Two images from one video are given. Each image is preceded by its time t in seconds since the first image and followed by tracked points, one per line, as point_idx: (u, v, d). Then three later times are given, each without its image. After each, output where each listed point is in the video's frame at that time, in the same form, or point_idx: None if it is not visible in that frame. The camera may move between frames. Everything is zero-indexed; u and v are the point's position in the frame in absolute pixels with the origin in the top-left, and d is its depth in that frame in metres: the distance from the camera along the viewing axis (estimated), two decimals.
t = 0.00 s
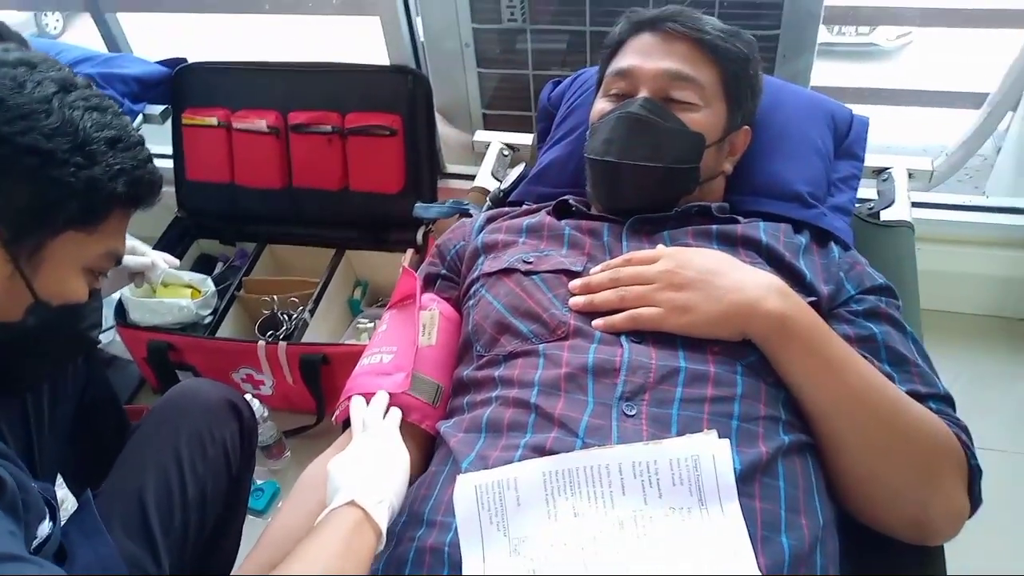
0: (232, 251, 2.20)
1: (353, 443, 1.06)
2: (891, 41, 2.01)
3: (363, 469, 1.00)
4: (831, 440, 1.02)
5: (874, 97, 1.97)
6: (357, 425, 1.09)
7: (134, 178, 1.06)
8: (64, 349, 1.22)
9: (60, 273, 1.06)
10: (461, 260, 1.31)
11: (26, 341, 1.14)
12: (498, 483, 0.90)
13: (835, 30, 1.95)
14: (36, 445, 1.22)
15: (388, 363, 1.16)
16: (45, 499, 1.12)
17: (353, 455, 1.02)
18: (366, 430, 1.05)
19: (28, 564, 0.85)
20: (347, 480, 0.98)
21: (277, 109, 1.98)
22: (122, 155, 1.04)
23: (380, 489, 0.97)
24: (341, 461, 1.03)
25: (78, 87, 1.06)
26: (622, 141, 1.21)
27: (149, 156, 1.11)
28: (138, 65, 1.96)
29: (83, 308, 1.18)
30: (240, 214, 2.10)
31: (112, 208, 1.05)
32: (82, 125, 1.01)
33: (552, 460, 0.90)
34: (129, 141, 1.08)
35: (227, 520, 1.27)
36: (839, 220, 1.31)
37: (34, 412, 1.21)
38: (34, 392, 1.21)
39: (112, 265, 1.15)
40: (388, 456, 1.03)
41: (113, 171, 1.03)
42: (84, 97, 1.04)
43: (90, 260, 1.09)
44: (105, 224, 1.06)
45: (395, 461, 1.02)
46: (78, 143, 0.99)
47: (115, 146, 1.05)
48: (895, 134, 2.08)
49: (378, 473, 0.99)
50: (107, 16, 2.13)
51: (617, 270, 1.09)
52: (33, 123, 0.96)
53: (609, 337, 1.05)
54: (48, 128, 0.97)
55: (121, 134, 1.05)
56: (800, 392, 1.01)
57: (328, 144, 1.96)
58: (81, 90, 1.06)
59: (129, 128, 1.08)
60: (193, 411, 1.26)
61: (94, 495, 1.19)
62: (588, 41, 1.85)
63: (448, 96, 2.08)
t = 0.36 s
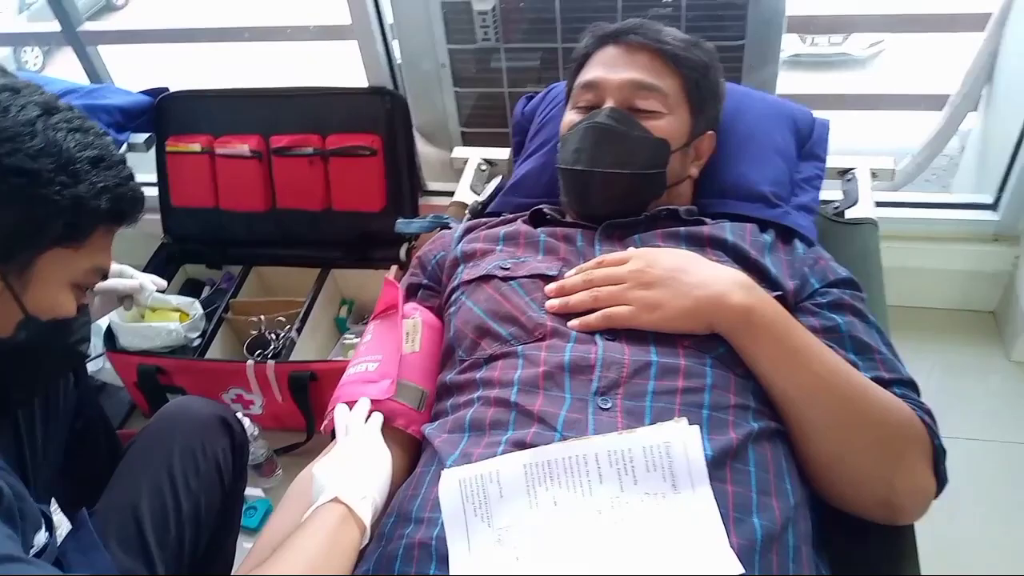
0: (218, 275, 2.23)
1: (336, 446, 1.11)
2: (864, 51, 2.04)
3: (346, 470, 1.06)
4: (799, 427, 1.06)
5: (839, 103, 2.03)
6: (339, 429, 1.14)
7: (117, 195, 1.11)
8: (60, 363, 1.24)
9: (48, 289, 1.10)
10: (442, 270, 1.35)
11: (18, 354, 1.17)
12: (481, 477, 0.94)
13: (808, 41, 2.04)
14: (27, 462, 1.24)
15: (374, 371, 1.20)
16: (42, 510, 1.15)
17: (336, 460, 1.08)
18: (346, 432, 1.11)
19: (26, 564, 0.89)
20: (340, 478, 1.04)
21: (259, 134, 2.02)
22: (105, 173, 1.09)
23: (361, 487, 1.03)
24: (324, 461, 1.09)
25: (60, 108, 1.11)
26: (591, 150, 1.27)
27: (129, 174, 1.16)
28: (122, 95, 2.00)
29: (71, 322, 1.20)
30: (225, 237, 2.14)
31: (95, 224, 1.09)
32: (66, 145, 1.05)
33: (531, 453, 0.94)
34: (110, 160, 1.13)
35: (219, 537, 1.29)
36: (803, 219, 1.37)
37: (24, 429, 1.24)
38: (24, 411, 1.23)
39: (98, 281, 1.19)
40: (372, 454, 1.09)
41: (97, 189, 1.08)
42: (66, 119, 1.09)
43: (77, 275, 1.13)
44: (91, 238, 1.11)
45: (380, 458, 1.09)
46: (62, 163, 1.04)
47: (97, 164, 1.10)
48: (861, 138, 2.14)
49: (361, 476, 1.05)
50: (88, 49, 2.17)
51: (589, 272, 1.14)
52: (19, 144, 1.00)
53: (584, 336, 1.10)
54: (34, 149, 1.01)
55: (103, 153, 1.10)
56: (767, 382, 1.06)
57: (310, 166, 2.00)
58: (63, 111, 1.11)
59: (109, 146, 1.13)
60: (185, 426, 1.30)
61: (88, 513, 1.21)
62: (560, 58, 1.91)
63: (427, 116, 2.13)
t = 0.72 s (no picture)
0: (204, 295, 2.25)
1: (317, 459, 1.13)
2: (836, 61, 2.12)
3: (313, 504, 1.06)
4: (771, 415, 1.10)
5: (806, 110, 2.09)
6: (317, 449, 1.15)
7: (77, 197, 1.14)
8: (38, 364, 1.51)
9: (16, 292, 1.14)
10: (423, 278, 1.39)
11: None
12: (463, 470, 0.97)
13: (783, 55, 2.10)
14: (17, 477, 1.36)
15: (358, 377, 1.22)
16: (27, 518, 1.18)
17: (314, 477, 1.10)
18: (327, 460, 1.11)
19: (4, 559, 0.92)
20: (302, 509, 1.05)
21: (241, 156, 2.06)
22: (63, 175, 1.13)
23: (329, 521, 1.04)
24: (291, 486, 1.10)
25: (14, 112, 1.15)
26: (562, 158, 1.31)
27: (89, 173, 1.19)
28: (105, 123, 2.04)
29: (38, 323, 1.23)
30: (210, 259, 2.17)
31: (58, 224, 1.13)
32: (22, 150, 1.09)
33: (510, 444, 0.98)
34: (69, 161, 1.16)
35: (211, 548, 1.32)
36: (770, 218, 1.42)
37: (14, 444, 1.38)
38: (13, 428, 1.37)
39: (65, 281, 1.22)
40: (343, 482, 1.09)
41: (56, 191, 1.11)
42: (21, 124, 1.13)
43: (42, 276, 1.16)
44: (53, 241, 1.14)
45: (348, 484, 1.09)
46: (19, 167, 1.08)
47: (56, 167, 1.14)
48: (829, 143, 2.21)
49: (331, 500, 1.07)
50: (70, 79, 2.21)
51: (564, 273, 1.18)
52: None
53: (561, 334, 1.14)
54: None
55: (59, 155, 1.13)
56: (738, 372, 1.10)
57: (292, 186, 2.04)
58: (18, 115, 1.14)
59: (67, 148, 1.17)
60: (175, 438, 1.32)
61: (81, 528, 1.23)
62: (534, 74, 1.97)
63: (406, 134, 2.17)
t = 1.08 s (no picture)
0: (201, 293, 2.27)
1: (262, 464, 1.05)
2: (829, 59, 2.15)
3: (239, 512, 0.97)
4: (763, 403, 1.12)
5: (796, 106, 2.12)
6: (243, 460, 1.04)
7: (55, 178, 1.17)
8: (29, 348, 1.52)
9: None
10: (418, 271, 1.41)
11: None
12: (460, 456, 0.98)
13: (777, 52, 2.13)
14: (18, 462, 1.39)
15: (356, 368, 1.24)
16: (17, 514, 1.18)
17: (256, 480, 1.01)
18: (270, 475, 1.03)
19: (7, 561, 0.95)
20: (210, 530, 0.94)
21: (236, 154, 2.08)
22: (39, 157, 1.16)
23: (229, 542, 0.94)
24: (202, 490, 0.99)
25: None
26: (555, 151, 1.33)
27: (68, 158, 1.22)
28: (101, 122, 2.03)
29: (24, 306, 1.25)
30: (207, 257, 2.18)
31: (38, 207, 1.15)
32: None
33: (507, 431, 0.99)
34: (45, 145, 1.19)
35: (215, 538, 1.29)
36: (761, 209, 1.44)
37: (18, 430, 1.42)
38: (16, 415, 1.42)
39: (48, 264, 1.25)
40: (256, 516, 0.99)
41: (33, 174, 1.14)
42: None
43: (25, 259, 1.19)
44: (33, 224, 1.17)
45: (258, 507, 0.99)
46: None
47: (33, 149, 1.17)
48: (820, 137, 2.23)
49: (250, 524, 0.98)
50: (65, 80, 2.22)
51: (559, 264, 1.20)
52: None
53: (556, 323, 1.15)
54: None
55: (36, 138, 1.16)
56: (731, 360, 1.12)
57: (287, 183, 2.05)
58: None
59: (43, 133, 1.20)
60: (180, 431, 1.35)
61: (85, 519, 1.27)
62: (527, 71, 1.99)
63: (400, 132, 2.19)
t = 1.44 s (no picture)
0: (211, 271, 2.27)
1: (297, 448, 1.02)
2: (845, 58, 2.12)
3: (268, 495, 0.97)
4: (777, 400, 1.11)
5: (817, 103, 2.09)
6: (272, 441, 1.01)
7: (71, 149, 1.16)
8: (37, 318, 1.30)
9: (6, 243, 1.12)
10: (432, 257, 1.39)
11: None
12: (472, 446, 0.97)
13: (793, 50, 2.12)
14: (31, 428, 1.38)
15: (368, 352, 1.23)
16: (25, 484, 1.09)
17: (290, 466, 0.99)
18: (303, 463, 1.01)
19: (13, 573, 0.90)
20: (242, 511, 0.94)
21: (251, 132, 2.06)
22: (56, 127, 1.14)
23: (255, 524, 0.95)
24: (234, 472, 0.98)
25: (6, 66, 1.17)
26: (575, 139, 1.31)
27: (85, 128, 1.21)
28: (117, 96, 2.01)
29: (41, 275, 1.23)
30: (218, 235, 2.17)
31: (53, 177, 1.14)
32: (12, 102, 1.11)
33: (521, 423, 0.98)
34: (62, 114, 1.18)
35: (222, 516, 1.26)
36: (782, 205, 1.42)
37: (30, 398, 1.40)
38: (27, 381, 1.40)
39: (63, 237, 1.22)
40: (284, 498, 0.98)
41: (48, 143, 1.12)
42: (13, 76, 1.16)
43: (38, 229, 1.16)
44: (48, 194, 1.14)
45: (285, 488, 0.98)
46: (10, 119, 1.10)
47: (50, 120, 1.16)
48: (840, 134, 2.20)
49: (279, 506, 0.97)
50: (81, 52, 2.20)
51: (575, 255, 1.19)
52: None
53: (571, 315, 1.14)
54: None
55: (52, 106, 1.15)
56: (747, 357, 1.11)
57: (301, 164, 2.04)
58: (10, 69, 1.17)
59: (60, 102, 1.19)
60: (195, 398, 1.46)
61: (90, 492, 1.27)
62: (546, 58, 1.96)
63: (415, 116, 2.17)
